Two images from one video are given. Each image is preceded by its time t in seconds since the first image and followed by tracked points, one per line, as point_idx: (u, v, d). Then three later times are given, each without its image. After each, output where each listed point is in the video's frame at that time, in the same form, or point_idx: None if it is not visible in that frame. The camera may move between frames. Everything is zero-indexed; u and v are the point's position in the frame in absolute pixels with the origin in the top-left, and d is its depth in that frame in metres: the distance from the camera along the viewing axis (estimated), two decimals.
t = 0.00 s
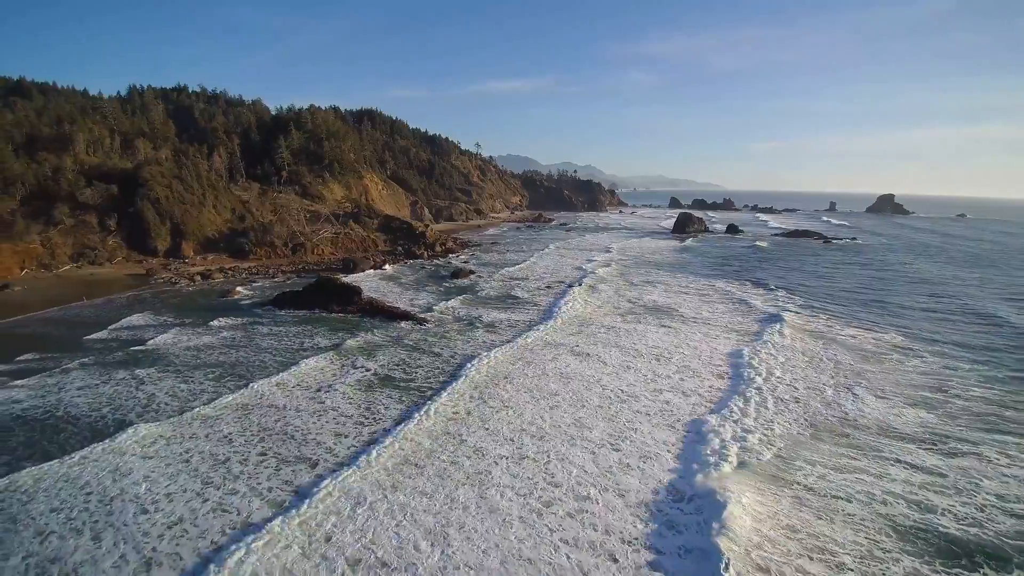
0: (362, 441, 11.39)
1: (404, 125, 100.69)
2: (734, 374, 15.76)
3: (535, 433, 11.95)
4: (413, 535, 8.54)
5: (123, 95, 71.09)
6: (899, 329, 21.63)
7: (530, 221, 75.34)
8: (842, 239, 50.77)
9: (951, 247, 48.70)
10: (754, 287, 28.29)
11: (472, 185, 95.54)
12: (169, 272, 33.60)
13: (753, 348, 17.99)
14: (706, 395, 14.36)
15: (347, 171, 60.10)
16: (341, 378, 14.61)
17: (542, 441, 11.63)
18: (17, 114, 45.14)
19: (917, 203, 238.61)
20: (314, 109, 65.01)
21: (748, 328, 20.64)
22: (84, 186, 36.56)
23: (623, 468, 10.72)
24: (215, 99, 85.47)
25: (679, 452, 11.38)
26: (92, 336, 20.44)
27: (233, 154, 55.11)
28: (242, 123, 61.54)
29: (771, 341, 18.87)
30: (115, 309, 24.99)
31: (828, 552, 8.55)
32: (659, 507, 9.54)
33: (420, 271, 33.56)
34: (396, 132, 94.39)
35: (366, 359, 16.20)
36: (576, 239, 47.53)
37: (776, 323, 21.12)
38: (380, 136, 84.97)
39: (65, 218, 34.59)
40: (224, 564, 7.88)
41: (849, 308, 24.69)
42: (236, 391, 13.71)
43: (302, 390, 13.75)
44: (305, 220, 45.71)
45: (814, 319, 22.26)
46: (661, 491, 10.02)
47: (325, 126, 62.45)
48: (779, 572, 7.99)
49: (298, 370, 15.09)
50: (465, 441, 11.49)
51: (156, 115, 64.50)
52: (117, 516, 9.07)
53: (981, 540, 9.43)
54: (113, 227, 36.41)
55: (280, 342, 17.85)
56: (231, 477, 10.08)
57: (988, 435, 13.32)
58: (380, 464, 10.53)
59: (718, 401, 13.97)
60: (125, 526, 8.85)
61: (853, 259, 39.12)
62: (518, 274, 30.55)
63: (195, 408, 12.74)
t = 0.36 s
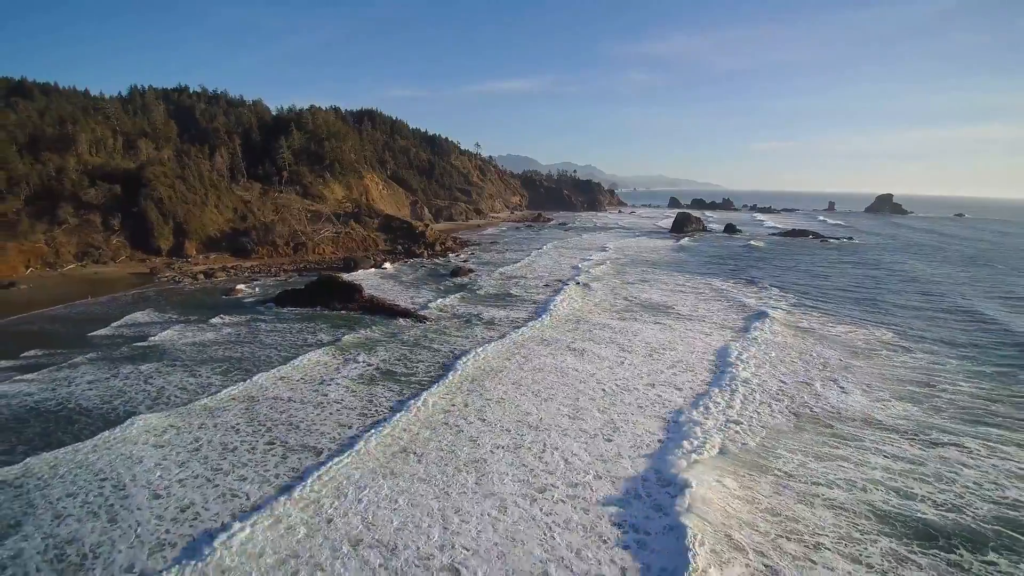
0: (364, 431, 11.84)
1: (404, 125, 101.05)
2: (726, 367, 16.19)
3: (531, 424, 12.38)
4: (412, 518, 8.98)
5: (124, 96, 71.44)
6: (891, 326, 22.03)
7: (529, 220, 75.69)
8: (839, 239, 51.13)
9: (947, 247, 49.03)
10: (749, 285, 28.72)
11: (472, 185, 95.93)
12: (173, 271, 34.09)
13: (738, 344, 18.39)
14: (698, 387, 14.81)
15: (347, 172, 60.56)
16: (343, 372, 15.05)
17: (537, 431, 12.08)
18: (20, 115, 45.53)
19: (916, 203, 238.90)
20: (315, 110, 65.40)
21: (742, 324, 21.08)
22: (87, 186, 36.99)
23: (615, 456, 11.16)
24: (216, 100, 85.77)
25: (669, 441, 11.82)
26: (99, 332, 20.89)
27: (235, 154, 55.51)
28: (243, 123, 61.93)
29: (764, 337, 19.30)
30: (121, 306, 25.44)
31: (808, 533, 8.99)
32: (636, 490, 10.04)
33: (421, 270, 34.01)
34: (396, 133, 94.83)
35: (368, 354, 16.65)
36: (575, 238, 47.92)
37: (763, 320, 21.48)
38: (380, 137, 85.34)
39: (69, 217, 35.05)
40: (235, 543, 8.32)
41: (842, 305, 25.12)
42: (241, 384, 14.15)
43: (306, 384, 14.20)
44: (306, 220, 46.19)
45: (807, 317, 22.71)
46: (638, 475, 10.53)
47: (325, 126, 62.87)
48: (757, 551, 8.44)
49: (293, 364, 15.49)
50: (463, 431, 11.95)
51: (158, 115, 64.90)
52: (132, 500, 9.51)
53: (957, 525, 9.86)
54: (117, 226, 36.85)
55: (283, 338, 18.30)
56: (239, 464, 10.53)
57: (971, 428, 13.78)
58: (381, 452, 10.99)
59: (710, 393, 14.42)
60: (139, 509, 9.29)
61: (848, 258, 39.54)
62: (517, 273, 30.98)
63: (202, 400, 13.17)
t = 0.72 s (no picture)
0: (366, 420, 12.34)
1: (404, 125, 101.51)
2: (717, 361, 16.70)
3: (527, 415, 12.89)
4: (413, 500, 9.48)
5: (126, 97, 71.86)
6: (882, 323, 22.50)
7: (529, 220, 76.13)
8: (835, 238, 51.58)
9: (943, 246, 49.46)
10: (743, 283, 29.24)
11: (472, 185, 96.40)
12: (176, 269, 34.61)
13: (722, 340, 18.79)
14: (689, 379, 15.31)
15: (348, 172, 61.08)
16: (345, 366, 15.56)
17: (532, 421, 12.58)
18: (24, 116, 45.98)
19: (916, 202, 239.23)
20: (315, 110, 65.88)
21: (734, 319, 21.57)
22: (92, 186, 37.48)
23: (606, 444, 11.66)
24: (218, 101, 86.23)
25: (659, 429, 12.32)
26: (106, 328, 21.35)
27: (237, 154, 56.00)
28: (245, 124, 62.40)
29: (755, 333, 19.80)
30: (126, 304, 25.95)
31: (788, 515, 9.50)
32: (612, 472, 10.59)
33: (421, 268, 34.52)
34: (397, 133, 95.33)
35: (369, 348, 17.16)
36: (574, 237, 48.38)
37: (748, 316, 21.91)
38: (381, 137, 85.79)
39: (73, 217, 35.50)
40: (246, 523, 8.82)
41: (833, 303, 25.64)
42: (248, 376, 14.67)
43: (310, 376, 14.72)
44: (308, 219, 46.72)
45: (799, 314, 23.21)
46: (613, 459, 11.10)
47: (326, 127, 63.37)
48: (736, 531, 8.96)
49: (293, 359, 15.98)
50: (460, 421, 12.45)
51: (160, 116, 65.38)
52: (145, 484, 10.01)
53: (933, 508, 10.36)
54: (121, 226, 37.35)
55: (286, 334, 18.80)
56: (247, 451, 11.02)
57: (953, 419, 14.28)
58: (383, 440, 11.49)
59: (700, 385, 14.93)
60: (153, 492, 9.77)
61: (843, 258, 40.03)
62: (515, 271, 31.48)
63: (210, 391, 13.66)
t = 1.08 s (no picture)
0: (369, 410, 12.84)
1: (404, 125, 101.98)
2: (709, 355, 17.20)
3: (523, 406, 13.39)
4: (413, 485, 9.98)
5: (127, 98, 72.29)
6: (872, 320, 22.99)
7: (528, 220, 76.55)
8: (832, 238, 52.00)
9: (939, 246, 49.85)
10: (738, 282, 29.73)
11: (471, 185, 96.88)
12: (180, 268, 35.11)
13: (708, 336, 19.12)
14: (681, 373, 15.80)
15: (349, 172, 61.58)
16: (348, 360, 16.06)
17: (527, 412, 13.08)
18: (28, 116, 46.39)
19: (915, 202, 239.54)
20: (316, 111, 66.38)
21: (727, 316, 22.06)
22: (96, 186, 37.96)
23: (599, 433, 12.14)
24: (219, 101, 86.73)
25: (650, 419, 12.82)
26: (113, 325, 21.82)
27: (238, 155, 56.47)
28: (246, 125, 62.88)
29: (747, 329, 20.29)
30: (132, 301, 26.44)
31: (770, 498, 10.00)
32: (595, 457, 11.15)
33: (421, 267, 35.00)
34: (397, 133, 95.81)
35: (371, 344, 17.65)
36: (572, 237, 48.83)
37: (733, 314, 22.25)
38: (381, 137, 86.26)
39: (78, 216, 35.97)
40: (256, 505, 9.32)
41: (826, 301, 26.12)
42: (254, 370, 15.17)
43: (314, 370, 15.23)
44: (309, 219, 47.24)
45: (791, 311, 23.70)
46: (594, 445, 11.66)
47: (326, 127, 63.86)
48: (718, 512, 9.46)
49: (296, 354, 16.48)
50: (459, 412, 12.95)
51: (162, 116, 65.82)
52: (159, 470, 10.50)
53: (912, 494, 10.86)
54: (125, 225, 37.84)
55: (290, 330, 19.30)
56: (255, 439, 11.52)
57: (937, 412, 14.78)
58: (384, 430, 11.98)
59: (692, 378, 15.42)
60: (166, 477, 10.26)
61: (838, 257, 40.49)
62: (514, 270, 31.94)
63: (217, 384, 14.16)
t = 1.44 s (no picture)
0: (369, 402, 13.29)
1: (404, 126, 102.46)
2: (701, 351, 17.66)
3: (518, 398, 13.89)
4: (413, 470, 10.50)
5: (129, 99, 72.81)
6: (862, 317, 23.51)
7: (528, 220, 76.98)
8: (828, 238, 52.47)
9: (934, 245, 50.35)
10: (733, 280, 30.20)
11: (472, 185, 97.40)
12: (184, 267, 35.62)
13: (692, 334, 19.43)
14: (674, 366, 16.28)
15: (349, 172, 62.08)
16: (350, 355, 16.54)
17: (523, 404, 13.58)
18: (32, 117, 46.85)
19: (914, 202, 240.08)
20: (317, 112, 66.86)
21: (721, 313, 22.54)
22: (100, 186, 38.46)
23: (592, 423, 12.63)
24: (220, 102, 87.23)
25: (642, 409, 13.31)
26: (120, 322, 22.33)
27: (240, 155, 56.96)
28: (248, 125, 63.33)
29: (740, 326, 20.77)
30: (137, 299, 26.94)
31: (754, 484, 10.50)
32: (579, 442, 11.71)
33: (421, 266, 35.47)
34: (397, 133, 96.32)
35: (372, 340, 18.13)
36: (571, 237, 49.31)
37: (719, 312, 22.57)
38: (381, 137, 86.75)
39: (82, 216, 36.44)
40: (265, 488, 9.83)
41: (818, 299, 26.60)
42: (260, 364, 15.64)
43: (318, 364, 15.71)
44: (310, 218, 47.75)
45: (784, 309, 24.17)
46: (582, 432, 12.20)
47: (327, 128, 64.35)
48: (704, 496, 9.97)
49: (299, 349, 16.97)
50: (457, 403, 13.44)
51: (164, 117, 66.25)
52: (172, 456, 11.01)
53: (892, 480, 11.35)
54: (129, 225, 38.36)
55: (294, 326, 19.80)
56: (262, 428, 12.03)
57: (922, 405, 15.28)
58: (387, 420, 12.49)
59: (683, 371, 15.92)
60: (179, 463, 10.77)
61: (834, 256, 40.99)
62: (513, 269, 32.41)
63: (224, 378, 14.65)
